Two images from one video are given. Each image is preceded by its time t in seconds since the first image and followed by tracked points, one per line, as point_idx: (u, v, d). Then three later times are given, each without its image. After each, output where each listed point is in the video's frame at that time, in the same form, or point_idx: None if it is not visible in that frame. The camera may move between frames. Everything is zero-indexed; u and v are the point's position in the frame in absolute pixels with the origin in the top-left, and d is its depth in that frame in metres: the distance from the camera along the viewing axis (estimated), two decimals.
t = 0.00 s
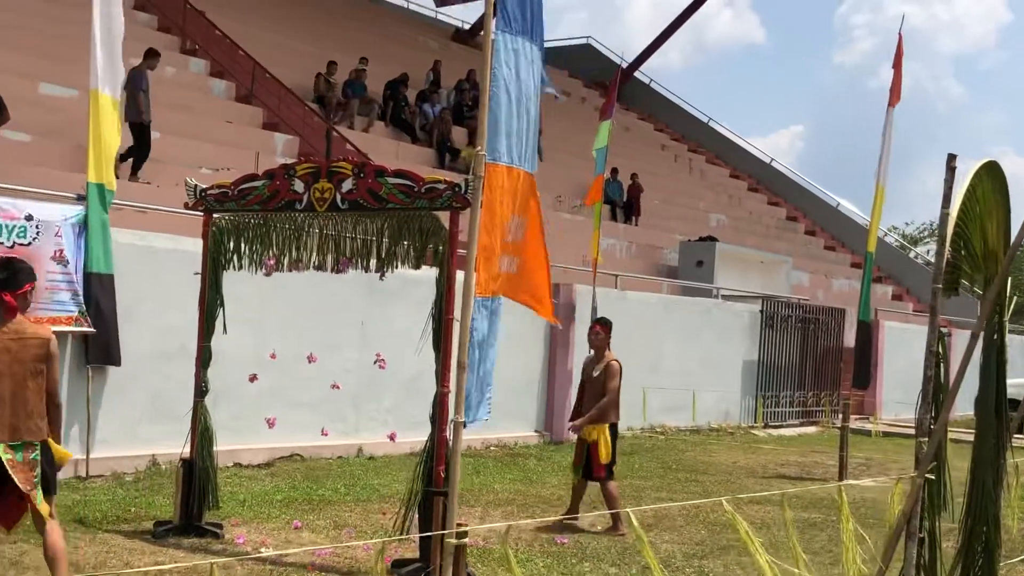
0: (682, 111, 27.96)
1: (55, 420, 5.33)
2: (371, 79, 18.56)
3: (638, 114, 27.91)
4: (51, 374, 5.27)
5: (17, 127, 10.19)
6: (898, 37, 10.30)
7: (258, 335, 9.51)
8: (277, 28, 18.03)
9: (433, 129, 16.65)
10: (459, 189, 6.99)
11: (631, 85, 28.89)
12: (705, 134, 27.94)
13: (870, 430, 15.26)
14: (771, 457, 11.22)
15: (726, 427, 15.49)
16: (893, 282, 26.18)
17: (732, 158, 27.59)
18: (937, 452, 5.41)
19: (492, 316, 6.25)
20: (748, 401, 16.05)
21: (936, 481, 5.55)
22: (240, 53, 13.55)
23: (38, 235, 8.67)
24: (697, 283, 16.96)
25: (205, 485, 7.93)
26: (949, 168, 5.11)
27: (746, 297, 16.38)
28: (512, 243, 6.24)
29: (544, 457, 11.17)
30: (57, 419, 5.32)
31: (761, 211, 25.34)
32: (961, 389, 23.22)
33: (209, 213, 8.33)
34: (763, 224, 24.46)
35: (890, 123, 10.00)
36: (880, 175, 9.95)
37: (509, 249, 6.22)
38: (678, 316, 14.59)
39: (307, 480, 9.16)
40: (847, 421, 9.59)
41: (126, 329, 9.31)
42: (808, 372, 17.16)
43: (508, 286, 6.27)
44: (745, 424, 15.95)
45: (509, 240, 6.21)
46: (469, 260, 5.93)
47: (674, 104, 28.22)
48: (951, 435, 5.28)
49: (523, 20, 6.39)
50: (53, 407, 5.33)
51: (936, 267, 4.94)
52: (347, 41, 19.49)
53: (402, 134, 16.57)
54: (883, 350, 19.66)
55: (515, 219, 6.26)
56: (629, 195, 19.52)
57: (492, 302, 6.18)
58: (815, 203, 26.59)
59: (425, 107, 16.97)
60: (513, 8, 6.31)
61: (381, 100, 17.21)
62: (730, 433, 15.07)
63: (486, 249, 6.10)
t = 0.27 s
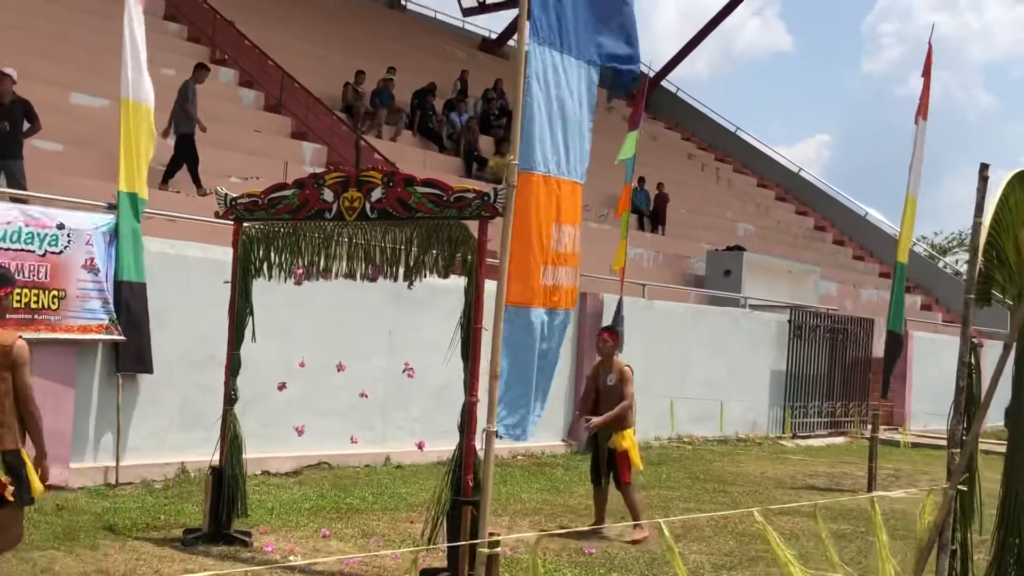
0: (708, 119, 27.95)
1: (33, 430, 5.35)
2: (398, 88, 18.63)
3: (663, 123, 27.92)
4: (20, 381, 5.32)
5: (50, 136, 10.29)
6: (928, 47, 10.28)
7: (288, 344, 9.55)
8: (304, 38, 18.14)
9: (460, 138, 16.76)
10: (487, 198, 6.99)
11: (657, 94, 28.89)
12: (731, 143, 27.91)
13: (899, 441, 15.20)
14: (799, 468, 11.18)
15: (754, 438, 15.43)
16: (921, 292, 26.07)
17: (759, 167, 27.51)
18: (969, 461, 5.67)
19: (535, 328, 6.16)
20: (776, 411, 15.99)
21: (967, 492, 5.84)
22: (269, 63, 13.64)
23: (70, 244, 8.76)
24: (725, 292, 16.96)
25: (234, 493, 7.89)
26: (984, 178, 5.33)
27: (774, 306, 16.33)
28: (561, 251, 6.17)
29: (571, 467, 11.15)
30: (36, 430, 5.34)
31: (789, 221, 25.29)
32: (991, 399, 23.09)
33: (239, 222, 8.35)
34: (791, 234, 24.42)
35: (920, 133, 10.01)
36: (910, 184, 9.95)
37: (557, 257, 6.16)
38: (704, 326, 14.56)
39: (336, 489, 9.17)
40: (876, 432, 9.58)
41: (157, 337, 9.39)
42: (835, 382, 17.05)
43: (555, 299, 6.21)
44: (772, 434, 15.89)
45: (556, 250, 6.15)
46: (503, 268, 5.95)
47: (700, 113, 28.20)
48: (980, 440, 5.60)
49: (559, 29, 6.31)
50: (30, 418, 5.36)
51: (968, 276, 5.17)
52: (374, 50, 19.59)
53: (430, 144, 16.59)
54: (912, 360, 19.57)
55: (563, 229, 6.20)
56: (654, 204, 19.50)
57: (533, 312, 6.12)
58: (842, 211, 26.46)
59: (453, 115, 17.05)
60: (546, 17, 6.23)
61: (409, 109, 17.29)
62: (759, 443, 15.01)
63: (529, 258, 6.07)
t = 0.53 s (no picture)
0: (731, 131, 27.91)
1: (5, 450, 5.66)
2: (423, 100, 18.69)
3: (687, 134, 27.91)
4: None
5: (79, 149, 10.36)
6: (956, 57, 10.22)
7: (315, 356, 9.57)
8: (328, 50, 18.23)
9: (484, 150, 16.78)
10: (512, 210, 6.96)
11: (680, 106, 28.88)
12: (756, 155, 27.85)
13: (927, 455, 15.14)
14: (825, 481, 11.14)
15: (779, 451, 15.35)
16: (948, 304, 25.94)
17: (784, 178, 27.39)
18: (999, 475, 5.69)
19: (565, 339, 5.91)
20: (801, 424, 15.93)
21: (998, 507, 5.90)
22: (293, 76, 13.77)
23: (97, 255, 8.82)
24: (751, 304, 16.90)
25: (261, 505, 7.85)
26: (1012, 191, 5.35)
27: (799, 319, 16.29)
28: (587, 261, 5.89)
29: (596, 479, 11.12)
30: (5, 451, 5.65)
31: (815, 233, 25.21)
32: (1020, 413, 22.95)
33: (266, 234, 8.35)
34: (815, 246, 24.38)
35: (948, 145, 10.00)
36: (937, 196, 9.93)
37: (583, 267, 5.89)
38: (729, 338, 14.54)
39: (360, 500, 9.18)
40: (902, 445, 9.60)
41: (184, 349, 9.43)
42: (861, 396, 16.92)
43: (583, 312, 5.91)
44: (799, 447, 15.83)
45: (582, 261, 5.88)
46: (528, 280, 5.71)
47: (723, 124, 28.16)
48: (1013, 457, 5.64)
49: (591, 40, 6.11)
50: None
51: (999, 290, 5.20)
52: (398, 62, 19.66)
53: (454, 155, 16.69)
54: (938, 373, 19.49)
55: (591, 238, 5.93)
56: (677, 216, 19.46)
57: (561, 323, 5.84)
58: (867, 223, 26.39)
59: (477, 128, 17.15)
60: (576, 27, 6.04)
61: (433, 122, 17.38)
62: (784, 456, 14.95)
63: (555, 269, 5.82)
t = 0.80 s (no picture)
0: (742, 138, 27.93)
1: None
2: (434, 109, 18.73)
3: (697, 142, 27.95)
4: None
5: (93, 158, 10.40)
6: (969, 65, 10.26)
7: (328, 365, 9.60)
8: (339, 59, 18.28)
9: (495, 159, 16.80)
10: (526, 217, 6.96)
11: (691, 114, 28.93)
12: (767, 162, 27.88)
13: (939, 463, 15.12)
14: (838, 489, 11.11)
15: (792, 459, 15.33)
16: (960, 312, 25.90)
17: (795, 186, 27.38)
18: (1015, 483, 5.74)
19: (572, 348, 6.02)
20: (813, 432, 15.90)
21: (1012, 514, 5.94)
22: (304, 84, 13.75)
23: (110, 264, 8.85)
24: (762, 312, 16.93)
25: (274, 513, 7.84)
26: None
27: (810, 327, 16.29)
28: (585, 271, 6.09)
29: (608, 487, 11.11)
30: None
31: (826, 241, 25.21)
32: None
33: (280, 242, 8.35)
34: (827, 254, 24.38)
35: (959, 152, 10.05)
36: (949, 203, 9.99)
37: (582, 277, 6.07)
38: (740, 347, 14.52)
39: (373, 508, 9.17)
40: (916, 453, 9.62)
41: (197, 357, 9.44)
42: (873, 404, 16.84)
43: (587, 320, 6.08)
44: (811, 455, 15.80)
45: (585, 270, 6.08)
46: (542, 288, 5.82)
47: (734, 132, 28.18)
48: None
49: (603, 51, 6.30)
50: None
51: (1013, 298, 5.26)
52: (409, 71, 19.72)
53: (465, 163, 16.73)
54: (950, 381, 19.45)
55: (591, 249, 6.13)
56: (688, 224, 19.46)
57: (568, 331, 6.02)
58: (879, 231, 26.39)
59: (488, 136, 17.19)
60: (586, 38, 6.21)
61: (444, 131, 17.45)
62: (796, 465, 14.92)
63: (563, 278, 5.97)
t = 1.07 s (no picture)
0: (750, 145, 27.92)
1: None
2: (442, 116, 18.75)
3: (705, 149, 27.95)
4: None
5: (103, 166, 10.43)
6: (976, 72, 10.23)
7: (337, 372, 9.60)
8: (346, 66, 18.31)
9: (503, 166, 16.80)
10: (536, 225, 6.97)
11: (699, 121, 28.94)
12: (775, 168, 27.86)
13: (949, 469, 15.08)
14: (848, 496, 11.09)
15: (801, 466, 15.30)
16: (969, 318, 25.86)
17: (803, 192, 27.35)
18: None
19: (584, 356, 6.10)
20: (823, 438, 15.87)
21: None
22: (313, 91, 13.89)
23: (120, 272, 8.87)
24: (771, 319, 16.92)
25: (284, 520, 7.84)
26: None
27: (820, 333, 16.27)
28: (602, 279, 6.15)
29: (617, 495, 11.10)
30: None
31: (835, 247, 25.18)
32: None
33: (288, 250, 8.34)
34: (836, 260, 24.39)
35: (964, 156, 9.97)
36: (955, 210, 9.92)
37: (598, 284, 6.13)
38: (749, 353, 14.50)
39: (382, 516, 9.17)
40: (926, 460, 9.61)
41: (206, 365, 9.45)
42: (883, 410, 16.80)
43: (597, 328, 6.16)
44: (821, 462, 15.77)
45: (598, 278, 6.13)
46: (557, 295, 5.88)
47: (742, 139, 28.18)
48: None
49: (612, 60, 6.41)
50: None
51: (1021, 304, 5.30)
52: (417, 79, 19.75)
53: (473, 170, 16.74)
54: (960, 387, 19.41)
55: (606, 256, 6.18)
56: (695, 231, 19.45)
57: (578, 338, 6.06)
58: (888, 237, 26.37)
59: (496, 143, 17.22)
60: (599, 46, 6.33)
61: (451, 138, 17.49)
62: (806, 471, 14.90)
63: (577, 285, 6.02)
